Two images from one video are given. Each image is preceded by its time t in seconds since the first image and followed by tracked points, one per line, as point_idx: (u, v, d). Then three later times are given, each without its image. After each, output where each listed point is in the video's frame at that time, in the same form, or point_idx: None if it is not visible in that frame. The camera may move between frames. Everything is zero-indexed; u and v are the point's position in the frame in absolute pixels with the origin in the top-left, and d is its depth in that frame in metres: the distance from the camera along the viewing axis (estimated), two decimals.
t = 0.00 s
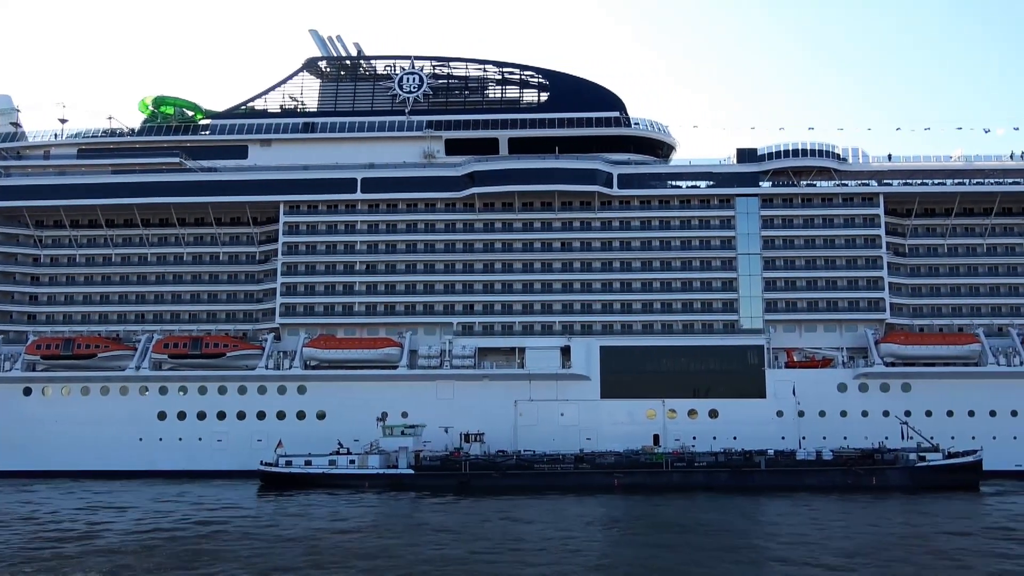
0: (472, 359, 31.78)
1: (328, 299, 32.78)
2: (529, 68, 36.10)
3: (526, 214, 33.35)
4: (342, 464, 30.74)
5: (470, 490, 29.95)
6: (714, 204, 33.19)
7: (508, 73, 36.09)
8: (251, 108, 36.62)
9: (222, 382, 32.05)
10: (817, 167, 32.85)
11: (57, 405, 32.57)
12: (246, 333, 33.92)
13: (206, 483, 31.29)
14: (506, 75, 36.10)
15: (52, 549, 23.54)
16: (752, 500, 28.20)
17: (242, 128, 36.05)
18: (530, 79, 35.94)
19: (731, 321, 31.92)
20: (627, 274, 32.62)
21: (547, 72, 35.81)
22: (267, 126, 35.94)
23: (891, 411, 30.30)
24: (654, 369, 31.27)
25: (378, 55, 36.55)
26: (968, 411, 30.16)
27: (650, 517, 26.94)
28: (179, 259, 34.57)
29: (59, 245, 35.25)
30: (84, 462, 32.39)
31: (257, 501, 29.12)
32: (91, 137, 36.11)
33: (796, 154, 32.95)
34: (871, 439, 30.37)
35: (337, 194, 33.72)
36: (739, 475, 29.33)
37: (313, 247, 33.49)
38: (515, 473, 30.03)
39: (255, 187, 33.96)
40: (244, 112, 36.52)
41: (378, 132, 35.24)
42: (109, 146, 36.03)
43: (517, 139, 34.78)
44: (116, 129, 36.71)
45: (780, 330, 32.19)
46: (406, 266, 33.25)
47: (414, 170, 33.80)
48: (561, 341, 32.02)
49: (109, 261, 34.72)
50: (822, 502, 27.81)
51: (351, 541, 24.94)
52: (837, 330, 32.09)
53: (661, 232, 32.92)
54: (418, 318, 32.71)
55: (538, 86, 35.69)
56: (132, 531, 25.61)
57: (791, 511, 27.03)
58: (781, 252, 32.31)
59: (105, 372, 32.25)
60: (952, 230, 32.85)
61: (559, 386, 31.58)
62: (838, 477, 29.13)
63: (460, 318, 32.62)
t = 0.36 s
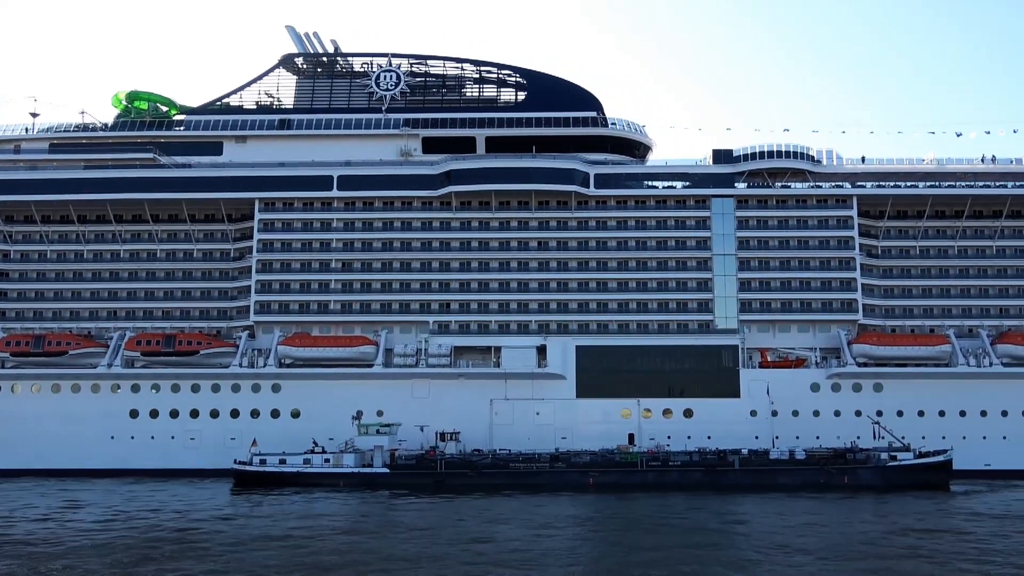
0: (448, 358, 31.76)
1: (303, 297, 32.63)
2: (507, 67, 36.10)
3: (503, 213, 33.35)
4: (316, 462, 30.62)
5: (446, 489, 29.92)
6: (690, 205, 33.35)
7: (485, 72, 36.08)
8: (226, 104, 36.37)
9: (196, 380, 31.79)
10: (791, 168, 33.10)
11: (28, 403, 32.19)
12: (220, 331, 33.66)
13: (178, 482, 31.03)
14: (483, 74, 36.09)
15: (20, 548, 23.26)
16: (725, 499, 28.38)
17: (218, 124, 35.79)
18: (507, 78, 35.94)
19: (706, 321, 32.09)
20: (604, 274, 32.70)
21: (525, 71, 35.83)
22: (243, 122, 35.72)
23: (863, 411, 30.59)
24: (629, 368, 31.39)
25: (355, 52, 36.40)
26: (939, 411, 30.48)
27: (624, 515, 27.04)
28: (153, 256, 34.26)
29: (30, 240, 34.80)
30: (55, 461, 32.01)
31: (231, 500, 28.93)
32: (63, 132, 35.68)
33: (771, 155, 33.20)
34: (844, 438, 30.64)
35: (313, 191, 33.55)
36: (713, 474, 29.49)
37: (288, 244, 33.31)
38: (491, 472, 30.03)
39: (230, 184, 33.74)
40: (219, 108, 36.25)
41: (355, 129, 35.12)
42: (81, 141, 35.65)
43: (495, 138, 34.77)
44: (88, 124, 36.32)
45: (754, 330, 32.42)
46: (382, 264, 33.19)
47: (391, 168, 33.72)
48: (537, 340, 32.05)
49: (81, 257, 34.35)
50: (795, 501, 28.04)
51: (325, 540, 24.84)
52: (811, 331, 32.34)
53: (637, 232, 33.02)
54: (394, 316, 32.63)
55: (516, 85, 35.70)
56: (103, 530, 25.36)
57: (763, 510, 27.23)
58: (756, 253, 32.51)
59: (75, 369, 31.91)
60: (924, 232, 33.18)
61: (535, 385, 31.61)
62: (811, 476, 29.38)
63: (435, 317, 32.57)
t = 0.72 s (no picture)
0: (425, 357, 31.71)
1: (279, 296, 32.48)
2: (485, 66, 36.04)
3: (480, 212, 33.31)
4: (292, 462, 30.46)
5: (422, 489, 29.87)
6: (666, 205, 33.48)
7: (463, 70, 36.00)
8: (201, 101, 36.04)
9: (170, 379, 31.51)
10: (766, 169, 33.26)
11: None
12: (195, 330, 33.37)
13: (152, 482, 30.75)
14: (461, 73, 36.03)
15: None
16: (701, 498, 28.53)
17: (192, 121, 35.49)
18: (485, 77, 35.88)
19: (682, 321, 32.21)
20: (581, 273, 32.74)
21: (502, 70, 35.78)
22: (219, 119, 35.45)
23: (837, 410, 30.83)
24: (605, 368, 31.46)
25: (332, 50, 36.20)
26: (911, 410, 30.77)
27: (600, 514, 27.11)
28: (126, 254, 33.95)
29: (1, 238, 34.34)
30: (27, 460, 31.64)
31: (205, 500, 28.71)
32: (35, 128, 35.25)
33: (747, 156, 33.38)
34: (818, 437, 30.87)
35: (290, 189, 33.38)
36: (689, 472, 29.61)
37: (264, 243, 33.14)
38: (467, 472, 30.01)
39: (205, 181, 33.48)
40: (194, 104, 35.90)
41: (332, 127, 34.96)
42: (53, 137, 35.24)
43: (472, 137, 34.72)
44: (61, 120, 35.92)
45: (730, 330, 32.60)
46: (359, 263, 33.06)
47: (368, 166, 33.63)
48: (514, 339, 32.06)
49: (53, 255, 33.95)
50: (769, 499, 28.24)
51: (300, 539, 24.70)
52: (786, 330, 32.56)
53: (614, 231, 33.10)
54: (371, 315, 32.54)
55: (494, 84, 35.65)
56: (74, 531, 25.09)
57: (739, 508, 27.39)
58: (732, 253, 32.69)
59: (47, 368, 31.54)
60: (898, 233, 33.49)
61: (511, 384, 31.61)
62: (785, 474, 29.59)
63: (412, 316, 32.50)
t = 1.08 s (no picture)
0: (402, 356, 31.64)
1: (254, 294, 32.33)
2: (462, 64, 35.95)
3: (457, 210, 33.25)
4: (268, 462, 30.27)
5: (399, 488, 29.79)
6: (643, 204, 33.58)
7: (441, 69, 35.88)
8: (176, 97, 35.69)
9: (143, 378, 31.24)
10: (742, 169, 33.42)
11: None
12: (169, 328, 33.08)
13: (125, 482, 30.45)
14: (438, 71, 35.89)
15: None
16: (677, 496, 28.65)
17: (167, 118, 35.14)
18: (463, 75, 35.78)
19: (659, 320, 32.33)
20: (558, 272, 32.76)
21: (480, 69, 35.71)
22: (193, 116, 35.13)
23: (811, 409, 31.05)
24: (582, 367, 31.51)
25: (309, 47, 35.98)
26: (884, 408, 31.04)
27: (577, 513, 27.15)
28: (99, 252, 33.52)
29: None
30: None
31: (179, 500, 28.47)
32: (6, 124, 34.78)
33: (723, 156, 33.54)
34: (792, 435, 31.08)
35: (266, 187, 33.19)
36: (665, 471, 29.72)
37: (239, 241, 32.97)
38: (444, 471, 29.97)
39: (180, 179, 33.19)
40: (169, 101, 35.53)
41: (308, 125, 34.78)
42: (25, 133, 34.79)
43: (450, 136, 34.64)
44: (33, 116, 35.47)
45: (705, 329, 32.76)
46: (336, 261, 32.89)
47: (344, 165, 33.52)
48: (491, 338, 32.05)
49: (25, 252, 33.51)
50: (744, 497, 28.41)
51: (275, 539, 24.55)
52: (761, 330, 32.78)
53: (591, 231, 33.15)
54: (347, 313, 32.43)
55: (471, 83, 35.58)
56: (45, 531, 24.80)
57: (714, 506, 27.53)
58: (708, 253, 32.85)
59: (18, 367, 31.16)
60: (871, 233, 33.76)
61: (488, 383, 31.59)
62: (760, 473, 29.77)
63: (389, 315, 32.41)
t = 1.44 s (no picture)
0: (375, 354, 31.54)
1: (226, 292, 32.08)
2: (437, 62, 35.80)
3: (431, 209, 33.14)
4: (239, 461, 30.03)
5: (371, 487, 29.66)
6: (617, 204, 33.66)
7: (416, 66, 35.70)
8: (147, 93, 35.34)
9: (112, 376, 30.88)
10: (715, 169, 33.58)
11: None
12: (139, 326, 32.72)
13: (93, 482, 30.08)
14: (413, 69, 35.74)
15: None
16: (649, 495, 28.75)
17: (137, 113, 34.77)
18: (438, 74, 35.67)
19: (632, 319, 32.44)
20: (532, 271, 32.77)
21: (455, 67, 35.63)
22: (165, 111, 34.83)
23: (782, 408, 31.28)
24: (555, 366, 31.56)
25: (282, 43, 35.72)
26: (854, 407, 31.31)
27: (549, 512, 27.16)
28: (68, 248, 32.99)
29: None
30: None
31: (148, 500, 28.17)
32: None
33: (697, 157, 33.70)
34: (763, 434, 31.28)
35: (238, 184, 32.92)
36: (637, 470, 29.80)
37: (210, 238, 32.67)
38: (417, 470, 29.90)
39: (150, 175, 32.83)
40: (139, 96, 35.19)
41: (281, 121, 34.54)
42: None
43: (425, 134, 34.55)
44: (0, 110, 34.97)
45: (678, 329, 32.92)
46: (308, 259, 32.69)
47: (318, 162, 33.34)
48: (465, 337, 32.01)
49: None
50: (716, 496, 28.56)
51: (244, 539, 24.33)
52: (733, 330, 33.00)
53: (565, 230, 33.19)
54: (320, 311, 32.25)
55: (446, 81, 35.50)
56: (10, 532, 24.42)
57: (686, 505, 27.65)
58: (681, 253, 33.01)
59: None
60: (842, 234, 34.08)
61: (461, 382, 31.55)
62: (732, 471, 29.94)
63: (362, 313, 32.26)
